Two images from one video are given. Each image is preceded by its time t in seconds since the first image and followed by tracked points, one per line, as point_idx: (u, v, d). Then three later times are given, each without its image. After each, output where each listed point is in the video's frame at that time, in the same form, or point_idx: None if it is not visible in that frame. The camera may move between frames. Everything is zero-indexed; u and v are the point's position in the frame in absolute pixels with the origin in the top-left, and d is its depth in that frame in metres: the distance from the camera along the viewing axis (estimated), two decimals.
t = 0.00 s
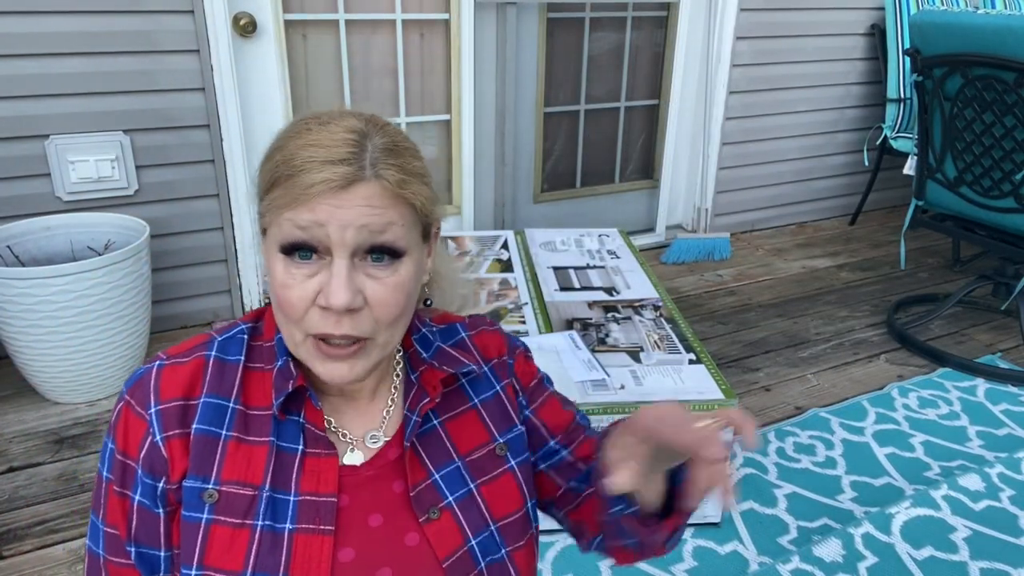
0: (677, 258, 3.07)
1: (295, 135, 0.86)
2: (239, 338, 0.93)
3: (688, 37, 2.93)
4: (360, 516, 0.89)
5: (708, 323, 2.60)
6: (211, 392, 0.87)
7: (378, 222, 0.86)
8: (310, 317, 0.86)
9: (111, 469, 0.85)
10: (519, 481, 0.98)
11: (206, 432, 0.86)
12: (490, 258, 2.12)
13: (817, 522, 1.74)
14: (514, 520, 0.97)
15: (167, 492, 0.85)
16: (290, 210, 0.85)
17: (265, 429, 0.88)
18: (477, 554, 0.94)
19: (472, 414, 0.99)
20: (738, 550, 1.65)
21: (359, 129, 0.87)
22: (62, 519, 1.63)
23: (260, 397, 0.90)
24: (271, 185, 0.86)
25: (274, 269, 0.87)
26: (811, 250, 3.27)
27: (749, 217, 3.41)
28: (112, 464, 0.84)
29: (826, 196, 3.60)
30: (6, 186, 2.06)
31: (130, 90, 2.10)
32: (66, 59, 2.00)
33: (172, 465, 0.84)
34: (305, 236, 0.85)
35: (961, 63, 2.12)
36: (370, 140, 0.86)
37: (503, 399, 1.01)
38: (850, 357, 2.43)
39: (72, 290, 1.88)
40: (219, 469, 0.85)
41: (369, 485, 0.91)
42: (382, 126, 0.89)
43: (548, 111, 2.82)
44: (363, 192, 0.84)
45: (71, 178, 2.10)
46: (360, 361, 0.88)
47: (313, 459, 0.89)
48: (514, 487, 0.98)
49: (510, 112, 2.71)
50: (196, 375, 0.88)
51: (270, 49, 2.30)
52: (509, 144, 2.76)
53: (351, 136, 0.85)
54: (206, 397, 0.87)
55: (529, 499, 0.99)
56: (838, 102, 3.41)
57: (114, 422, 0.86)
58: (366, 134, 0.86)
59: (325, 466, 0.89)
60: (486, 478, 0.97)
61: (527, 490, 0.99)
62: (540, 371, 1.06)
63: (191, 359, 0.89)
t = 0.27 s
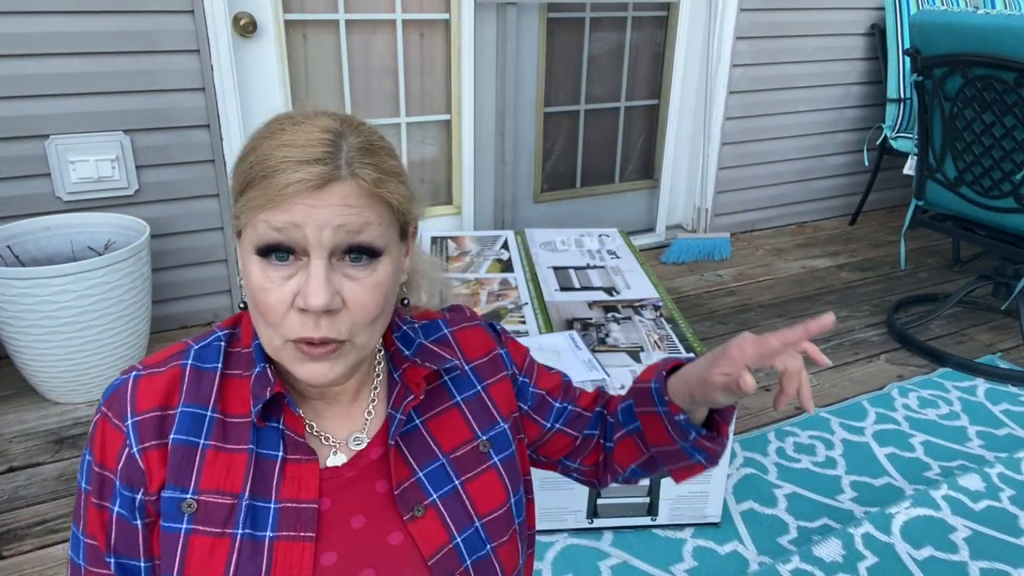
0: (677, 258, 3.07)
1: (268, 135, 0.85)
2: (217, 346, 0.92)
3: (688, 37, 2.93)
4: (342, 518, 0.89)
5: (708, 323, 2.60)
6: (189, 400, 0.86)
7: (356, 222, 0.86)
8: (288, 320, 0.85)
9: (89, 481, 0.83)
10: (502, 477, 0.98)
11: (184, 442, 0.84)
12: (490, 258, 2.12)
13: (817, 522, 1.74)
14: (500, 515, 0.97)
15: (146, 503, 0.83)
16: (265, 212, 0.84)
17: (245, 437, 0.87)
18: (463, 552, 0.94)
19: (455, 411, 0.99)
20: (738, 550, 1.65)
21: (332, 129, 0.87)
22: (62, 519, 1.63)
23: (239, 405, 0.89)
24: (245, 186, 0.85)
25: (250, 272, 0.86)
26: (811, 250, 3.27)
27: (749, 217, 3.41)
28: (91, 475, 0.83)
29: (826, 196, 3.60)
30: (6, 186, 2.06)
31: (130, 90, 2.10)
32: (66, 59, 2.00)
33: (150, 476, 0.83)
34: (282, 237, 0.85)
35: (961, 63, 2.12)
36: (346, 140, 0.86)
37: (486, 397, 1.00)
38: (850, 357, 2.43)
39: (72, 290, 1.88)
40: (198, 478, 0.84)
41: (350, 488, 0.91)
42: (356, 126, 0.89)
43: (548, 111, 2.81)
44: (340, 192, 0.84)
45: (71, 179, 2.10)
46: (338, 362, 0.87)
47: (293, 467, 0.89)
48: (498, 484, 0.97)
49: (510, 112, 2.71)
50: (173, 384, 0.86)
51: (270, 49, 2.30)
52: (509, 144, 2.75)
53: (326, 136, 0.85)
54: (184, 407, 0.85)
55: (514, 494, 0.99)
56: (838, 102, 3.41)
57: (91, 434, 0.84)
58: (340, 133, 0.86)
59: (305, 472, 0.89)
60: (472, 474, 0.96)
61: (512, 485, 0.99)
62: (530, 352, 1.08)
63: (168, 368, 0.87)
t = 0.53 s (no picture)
0: (677, 258, 3.07)
1: (248, 139, 0.85)
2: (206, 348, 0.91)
3: (688, 37, 2.93)
4: (338, 516, 0.89)
5: (708, 323, 2.60)
6: (180, 404, 0.85)
7: (338, 224, 0.86)
8: (274, 320, 0.85)
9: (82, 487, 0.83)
10: (495, 471, 0.99)
11: (176, 446, 0.84)
12: (490, 258, 2.12)
13: (817, 522, 1.74)
14: (492, 508, 0.98)
15: (139, 507, 0.83)
16: (247, 216, 0.84)
17: (237, 439, 0.87)
18: (458, 545, 0.95)
19: (449, 406, 1.00)
20: (738, 550, 1.65)
21: (312, 131, 0.86)
22: (62, 518, 1.63)
23: (230, 407, 0.88)
24: (226, 190, 0.85)
25: (235, 275, 0.86)
26: (811, 250, 3.27)
27: (750, 217, 3.41)
28: (83, 481, 0.83)
29: (827, 196, 3.60)
30: (6, 186, 2.06)
31: (130, 91, 2.10)
32: (66, 59, 2.00)
33: (142, 481, 0.82)
34: (265, 241, 0.85)
35: (961, 63, 2.12)
36: (326, 142, 0.86)
37: (478, 393, 1.02)
38: (850, 357, 2.43)
39: (72, 290, 1.88)
40: (191, 481, 0.84)
41: (345, 484, 0.91)
42: (337, 127, 0.89)
43: (548, 111, 2.81)
44: (321, 194, 0.84)
45: (71, 179, 2.10)
46: (325, 363, 0.87)
47: (286, 467, 0.88)
48: (491, 477, 0.99)
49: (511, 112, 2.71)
50: (163, 388, 0.86)
51: (270, 49, 2.30)
52: (508, 144, 2.75)
53: (306, 139, 0.85)
54: (175, 410, 0.85)
55: (506, 489, 1.00)
56: (838, 102, 3.41)
57: (82, 440, 0.84)
58: (320, 136, 0.86)
59: (298, 472, 0.88)
60: (466, 468, 0.98)
61: (504, 479, 1.00)
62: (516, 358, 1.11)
63: (158, 373, 0.87)
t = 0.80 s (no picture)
0: (677, 258, 3.07)
1: (249, 136, 0.86)
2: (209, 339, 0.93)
3: (688, 37, 2.93)
4: (331, 508, 0.89)
5: (707, 323, 2.60)
6: (180, 391, 0.87)
7: (336, 219, 0.86)
8: (275, 314, 0.85)
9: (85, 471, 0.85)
10: (489, 472, 0.98)
11: (175, 432, 0.85)
12: (490, 258, 2.12)
13: (817, 522, 1.74)
14: (485, 509, 0.97)
15: (139, 492, 0.84)
16: (248, 211, 0.85)
17: (235, 427, 0.88)
18: (449, 544, 0.93)
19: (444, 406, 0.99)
20: (738, 550, 1.65)
21: (311, 127, 0.87)
22: (62, 519, 1.63)
23: (229, 396, 0.89)
24: (227, 187, 0.86)
25: (237, 270, 0.87)
26: (811, 250, 3.27)
27: (750, 217, 3.41)
28: (86, 466, 0.84)
29: (826, 196, 3.60)
30: (6, 186, 2.06)
31: (130, 91, 2.10)
32: (66, 59, 2.00)
33: (141, 466, 0.84)
34: (265, 234, 0.85)
35: (961, 63, 2.12)
36: (325, 138, 0.86)
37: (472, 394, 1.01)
38: (850, 356, 2.43)
39: (72, 290, 1.88)
40: (189, 466, 0.85)
41: (338, 479, 0.90)
42: (336, 124, 0.89)
43: (548, 110, 2.81)
44: (320, 189, 0.84)
45: (71, 179, 2.10)
46: (324, 356, 0.87)
47: (282, 457, 0.89)
48: (484, 478, 0.98)
49: (510, 112, 2.71)
50: (164, 376, 0.88)
51: (270, 49, 2.30)
52: (508, 143, 2.75)
53: (306, 135, 0.85)
54: (175, 398, 0.87)
55: (499, 490, 0.99)
56: (838, 102, 3.41)
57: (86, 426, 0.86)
58: (319, 132, 0.86)
59: (294, 462, 0.88)
60: (459, 468, 0.96)
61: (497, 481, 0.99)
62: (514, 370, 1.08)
63: (160, 361, 0.89)
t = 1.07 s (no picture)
0: (677, 258, 3.07)
1: (243, 139, 0.87)
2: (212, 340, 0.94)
3: (688, 36, 2.93)
4: (335, 511, 0.90)
5: (707, 323, 2.60)
6: (184, 392, 0.88)
7: (327, 222, 0.86)
8: (268, 317, 0.87)
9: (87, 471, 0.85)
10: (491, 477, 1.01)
11: (180, 434, 0.86)
12: (489, 258, 2.13)
13: (817, 522, 1.74)
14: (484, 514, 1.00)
15: (143, 492, 0.85)
16: (239, 215, 0.85)
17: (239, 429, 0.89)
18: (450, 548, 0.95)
19: (448, 412, 1.01)
20: (738, 550, 1.65)
21: (305, 129, 0.88)
22: (62, 519, 1.63)
23: (233, 397, 0.90)
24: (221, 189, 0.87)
25: (232, 273, 0.88)
26: (811, 250, 3.27)
27: (750, 217, 3.41)
28: (88, 466, 0.85)
29: (827, 196, 3.60)
30: (6, 186, 2.06)
31: (130, 91, 2.10)
32: (66, 59, 2.00)
33: (145, 466, 0.85)
34: (257, 239, 0.85)
35: (961, 63, 2.12)
36: (316, 141, 0.87)
37: (475, 402, 1.04)
38: (850, 357, 2.43)
39: (72, 290, 1.88)
40: (193, 469, 0.86)
41: (342, 482, 0.92)
42: (328, 127, 0.90)
43: (547, 110, 2.81)
44: (309, 192, 0.85)
45: (71, 179, 2.10)
46: (322, 357, 0.89)
47: (286, 459, 0.90)
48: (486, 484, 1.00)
49: (511, 111, 2.71)
50: (169, 377, 0.88)
51: (270, 49, 2.30)
52: (508, 143, 2.75)
53: (297, 139, 0.86)
54: (180, 399, 0.87)
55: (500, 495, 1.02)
56: (838, 102, 3.41)
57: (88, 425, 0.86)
58: (311, 135, 0.87)
59: (297, 464, 0.90)
60: (461, 474, 0.99)
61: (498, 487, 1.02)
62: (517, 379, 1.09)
63: (164, 361, 0.89)
